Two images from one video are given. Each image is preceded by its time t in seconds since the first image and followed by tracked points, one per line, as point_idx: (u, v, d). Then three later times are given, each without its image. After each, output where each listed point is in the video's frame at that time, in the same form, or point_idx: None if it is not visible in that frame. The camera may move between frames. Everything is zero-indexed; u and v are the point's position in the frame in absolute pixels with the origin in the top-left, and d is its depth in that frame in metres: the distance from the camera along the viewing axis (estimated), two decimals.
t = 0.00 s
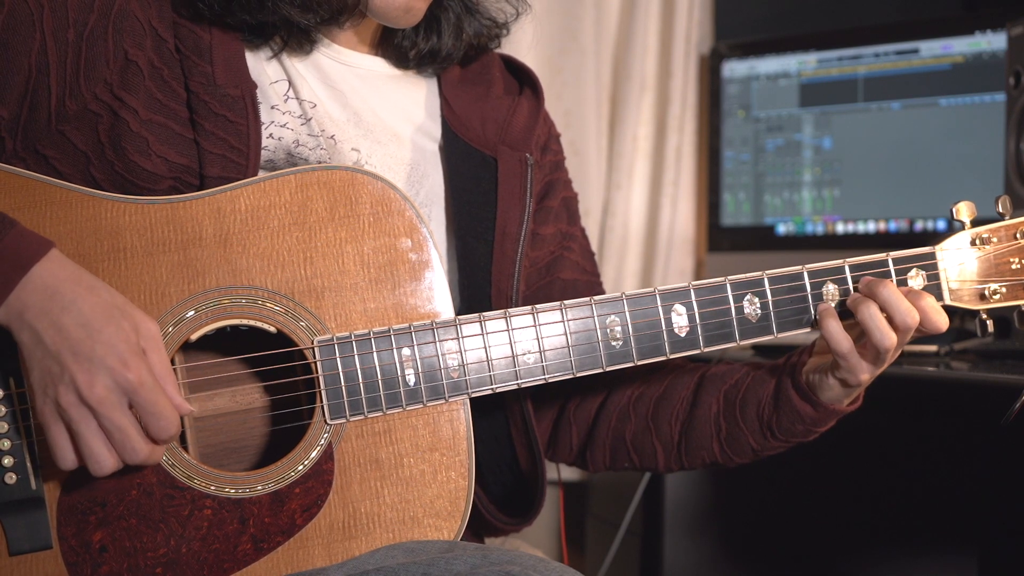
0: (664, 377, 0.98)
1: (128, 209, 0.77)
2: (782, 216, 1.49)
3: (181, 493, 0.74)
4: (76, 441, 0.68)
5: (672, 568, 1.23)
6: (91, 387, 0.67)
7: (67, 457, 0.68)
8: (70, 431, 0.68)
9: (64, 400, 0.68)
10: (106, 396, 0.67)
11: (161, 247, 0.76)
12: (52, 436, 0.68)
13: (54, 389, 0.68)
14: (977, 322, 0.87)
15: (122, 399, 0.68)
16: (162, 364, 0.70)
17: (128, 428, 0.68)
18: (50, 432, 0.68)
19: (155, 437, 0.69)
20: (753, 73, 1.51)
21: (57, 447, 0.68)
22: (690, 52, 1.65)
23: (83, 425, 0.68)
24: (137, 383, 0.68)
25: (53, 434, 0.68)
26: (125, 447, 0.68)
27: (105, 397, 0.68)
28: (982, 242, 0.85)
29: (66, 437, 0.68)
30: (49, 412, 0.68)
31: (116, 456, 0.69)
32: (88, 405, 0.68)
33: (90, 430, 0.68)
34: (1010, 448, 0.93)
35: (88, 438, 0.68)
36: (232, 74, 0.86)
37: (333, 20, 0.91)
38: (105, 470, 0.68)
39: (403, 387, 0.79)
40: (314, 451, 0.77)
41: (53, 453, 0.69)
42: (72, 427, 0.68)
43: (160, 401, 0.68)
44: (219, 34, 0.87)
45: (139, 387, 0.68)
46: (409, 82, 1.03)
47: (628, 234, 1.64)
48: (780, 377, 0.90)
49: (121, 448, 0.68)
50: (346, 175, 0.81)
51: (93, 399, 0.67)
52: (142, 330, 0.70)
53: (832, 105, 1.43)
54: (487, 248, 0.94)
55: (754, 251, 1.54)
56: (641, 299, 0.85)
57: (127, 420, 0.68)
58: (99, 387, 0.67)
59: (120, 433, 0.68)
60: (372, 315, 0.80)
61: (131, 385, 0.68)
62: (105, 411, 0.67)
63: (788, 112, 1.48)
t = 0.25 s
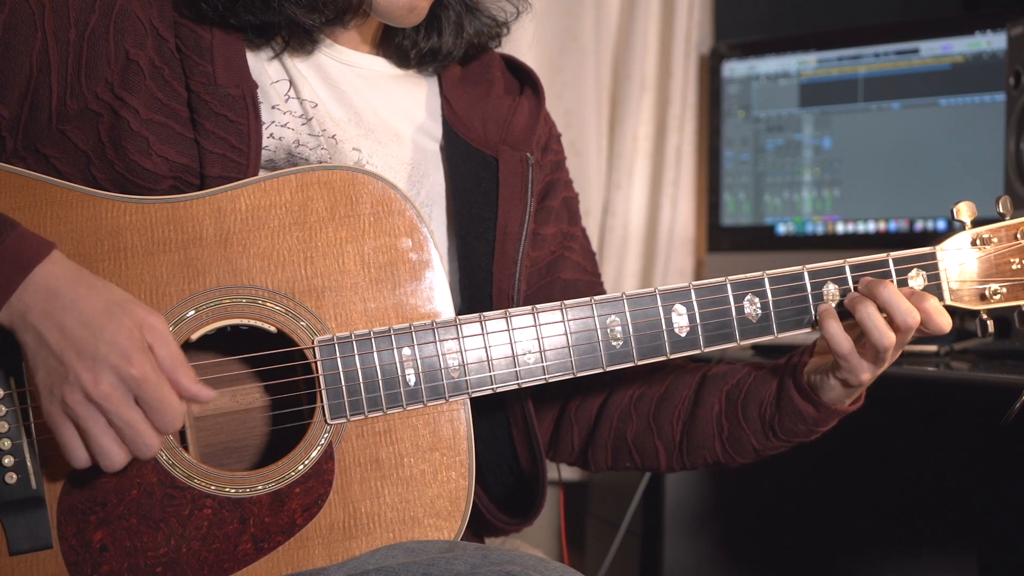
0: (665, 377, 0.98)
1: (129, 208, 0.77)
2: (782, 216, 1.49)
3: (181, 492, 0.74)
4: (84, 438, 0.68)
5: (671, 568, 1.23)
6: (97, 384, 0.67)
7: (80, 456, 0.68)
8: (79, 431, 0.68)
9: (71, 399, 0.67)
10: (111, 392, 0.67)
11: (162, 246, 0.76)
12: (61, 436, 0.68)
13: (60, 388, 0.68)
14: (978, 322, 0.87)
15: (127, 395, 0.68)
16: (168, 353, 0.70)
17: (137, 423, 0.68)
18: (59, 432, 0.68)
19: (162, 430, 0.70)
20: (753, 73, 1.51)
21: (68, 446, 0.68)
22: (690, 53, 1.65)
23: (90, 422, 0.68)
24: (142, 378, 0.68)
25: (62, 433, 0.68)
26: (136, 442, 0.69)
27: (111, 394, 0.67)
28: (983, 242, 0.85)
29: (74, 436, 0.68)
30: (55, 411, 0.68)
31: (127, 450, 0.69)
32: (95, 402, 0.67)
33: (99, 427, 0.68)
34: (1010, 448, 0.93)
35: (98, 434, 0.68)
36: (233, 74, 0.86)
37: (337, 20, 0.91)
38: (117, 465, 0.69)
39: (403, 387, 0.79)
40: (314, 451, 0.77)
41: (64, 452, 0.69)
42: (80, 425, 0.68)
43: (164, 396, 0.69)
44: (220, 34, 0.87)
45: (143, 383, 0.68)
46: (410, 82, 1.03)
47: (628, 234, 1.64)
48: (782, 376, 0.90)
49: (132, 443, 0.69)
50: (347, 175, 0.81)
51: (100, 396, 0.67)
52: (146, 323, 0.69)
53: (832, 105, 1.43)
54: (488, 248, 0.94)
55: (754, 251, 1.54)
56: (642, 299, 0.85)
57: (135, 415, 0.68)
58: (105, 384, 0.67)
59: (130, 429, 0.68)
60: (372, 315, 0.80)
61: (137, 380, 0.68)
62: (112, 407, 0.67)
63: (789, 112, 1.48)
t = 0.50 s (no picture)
0: (656, 379, 0.98)
1: (130, 209, 0.77)
2: (782, 216, 1.49)
3: (181, 492, 0.74)
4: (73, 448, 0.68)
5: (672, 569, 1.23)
6: (89, 394, 0.67)
7: (64, 466, 0.69)
8: (68, 439, 0.68)
9: (62, 408, 0.67)
10: (103, 404, 0.67)
11: (162, 247, 0.76)
12: (50, 443, 0.68)
13: (52, 397, 0.68)
14: (979, 323, 0.87)
15: (119, 408, 0.68)
16: (166, 358, 0.69)
17: (124, 437, 0.68)
18: (48, 439, 0.68)
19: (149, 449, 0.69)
20: (753, 73, 1.51)
21: (54, 453, 0.68)
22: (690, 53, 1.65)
23: (80, 432, 0.67)
24: (134, 392, 0.68)
25: (51, 441, 0.68)
26: (122, 458, 0.68)
27: (101, 405, 0.67)
28: (983, 243, 0.85)
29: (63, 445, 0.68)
30: (47, 420, 0.68)
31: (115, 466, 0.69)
32: (85, 413, 0.67)
33: (88, 437, 0.67)
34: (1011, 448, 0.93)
35: (86, 446, 0.67)
36: (233, 74, 0.86)
37: (338, 21, 0.91)
38: (104, 478, 0.68)
39: (404, 387, 0.79)
40: (315, 452, 0.77)
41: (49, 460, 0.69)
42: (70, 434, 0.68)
43: (153, 412, 0.69)
44: (221, 35, 0.87)
45: (134, 396, 0.68)
46: (410, 82, 1.03)
47: (628, 234, 1.64)
48: (774, 376, 0.90)
49: (117, 456, 0.68)
50: (347, 175, 0.81)
51: (90, 407, 0.67)
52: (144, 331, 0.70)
53: (832, 105, 1.43)
54: (489, 248, 0.94)
55: (754, 251, 1.54)
56: (642, 300, 0.85)
57: (123, 429, 0.68)
58: (96, 394, 0.67)
59: (118, 442, 0.68)
60: (373, 315, 0.80)
61: (128, 394, 0.68)
62: (102, 419, 0.67)
63: (789, 112, 1.48)
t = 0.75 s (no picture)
0: (603, 384, 0.99)
1: (131, 208, 0.77)
2: (782, 216, 1.49)
3: (181, 492, 0.74)
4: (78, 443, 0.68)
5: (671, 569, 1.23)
6: (94, 388, 0.67)
7: (70, 460, 0.68)
8: (73, 433, 0.68)
9: (67, 401, 0.67)
10: (109, 396, 0.67)
11: (163, 246, 0.76)
12: (55, 438, 0.68)
13: (57, 390, 0.68)
14: (982, 322, 0.87)
15: (124, 402, 0.68)
16: (168, 355, 0.70)
17: (131, 431, 0.68)
18: (53, 434, 0.68)
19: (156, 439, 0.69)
20: (753, 73, 1.51)
21: (60, 448, 0.68)
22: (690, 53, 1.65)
23: (85, 426, 0.67)
24: (141, 386, 0.68)
25: (56, 435, 0.68)
26: (127, 452, 0.68)
27: (107, 397, 0.67)
28: (988, 242, 0.85)
29: (69, 440, 0.68)
30: (52, 414, 0.68)
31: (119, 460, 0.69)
32: (91, 407, 0.67)
33: (93, 433, 0.67)
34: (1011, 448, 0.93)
35: (91, 441, 0.67)
36: (234, 72, 0.86)
37: (341, 20, 0.90)
38: (106, 473, 0.68)
39: (404, 386, 0.79)
40: (315, 451, 0.77)
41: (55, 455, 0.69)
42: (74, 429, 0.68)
43: (161, 404, 0.69)
44: (222, 35, 0.87)
45: (141, 390, 0.68)
46: (411, 81, 1.03)
47: (628, 233, 1.64)
48: (713, 384, 0.92)
49: (123, 451, 0.68)
50: (348, 175, 0.81)
51: (96, 400, 0.67)
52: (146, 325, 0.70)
53: (832, 105, 1.43)
54: (489, 248, 0.94)
55: (754, 251, 1.54)
56: (644, 300, 0.85)
57: (130, 422, 0.68)
58: (104, 388, 0.67)
59: (124, 437, 0.68)
60: (374, 315, 0.80)
61: (135, 388, 0.68)
62: (109, 413, 0.67)
63: (789, 112, 1.48)
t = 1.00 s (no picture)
0: (602, 381, 0.99)
1: (128, 208, 0.77)
2: (782, 216, 1.49)
3: (179, 493, 0.74)
4: (76, 434, 0.68)
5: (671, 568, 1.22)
6: (91, 378, 0.67)
7: (68, 452, 0.68)
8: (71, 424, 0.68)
9: (63, 393, 0.67)
10: (105, 386, 0.67)
11: (161, 246, 0.76)
12: (52, 429, 0.68)
13: (53, 382, 0.67)
14: (981, 320, 0.87)
15: (120, 390, 0.68)
16: (168, 344, 0.69)
17: (129, 419, 0.68)
18: (51, 426, 0.68)
19: (155, 428, 0.69)
20: (753, 73, 1.51)
21: (58, 441, 0.68)
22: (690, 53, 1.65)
23: (82, 417, 0.67)
24: (136, 375, 0.68)
25: (53, 428, 0.68)
26: (127, 441, 0.68)
27: (104, 387, 0.67)
28: (985, 240, 0.84)
29: (66, 431, 0.68)
30: (48, 406, 0.68)
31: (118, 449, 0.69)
32: (87, 397, 0.67)
33: (90, 422, 0.67)
34: (1012, 449, 0.92)
35: (88, 432, 0.67)
36: (230, 72, 0.86)
37: (339, 19, 0.90)
38: (106, 463, 0.69)
39: (402, 386, 0.79)
40: (313, 451, 0.77)
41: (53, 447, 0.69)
42: (71, 420, 0.68)
43: (158, 394, 0.69)
44: (219, 35, 0.87)
45: (137, 379, 0.68)
46: (408, 81, 1.03)
47: (628, 233, 1.64)
48: (713, 381, 0.91)
49: (123, 440, 0.68)
50: (345, 174, 0.81)
51: (93, 390, 0.67)
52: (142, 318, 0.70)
53: (832, 105, 1.43)
54: (487, 247, 0.94)
55: (754, 251, 1.54)
56: (641, 298, 0.85)
57: (128, 411, 0.68)
58: (99, 378, 0.67)
59: (123, 426, 0.68)
60: (371, 314, 0.80)
61: (130, 377, 0.68)
62: (106, 402, 0.67)
63: (789, 112, 1.48)
